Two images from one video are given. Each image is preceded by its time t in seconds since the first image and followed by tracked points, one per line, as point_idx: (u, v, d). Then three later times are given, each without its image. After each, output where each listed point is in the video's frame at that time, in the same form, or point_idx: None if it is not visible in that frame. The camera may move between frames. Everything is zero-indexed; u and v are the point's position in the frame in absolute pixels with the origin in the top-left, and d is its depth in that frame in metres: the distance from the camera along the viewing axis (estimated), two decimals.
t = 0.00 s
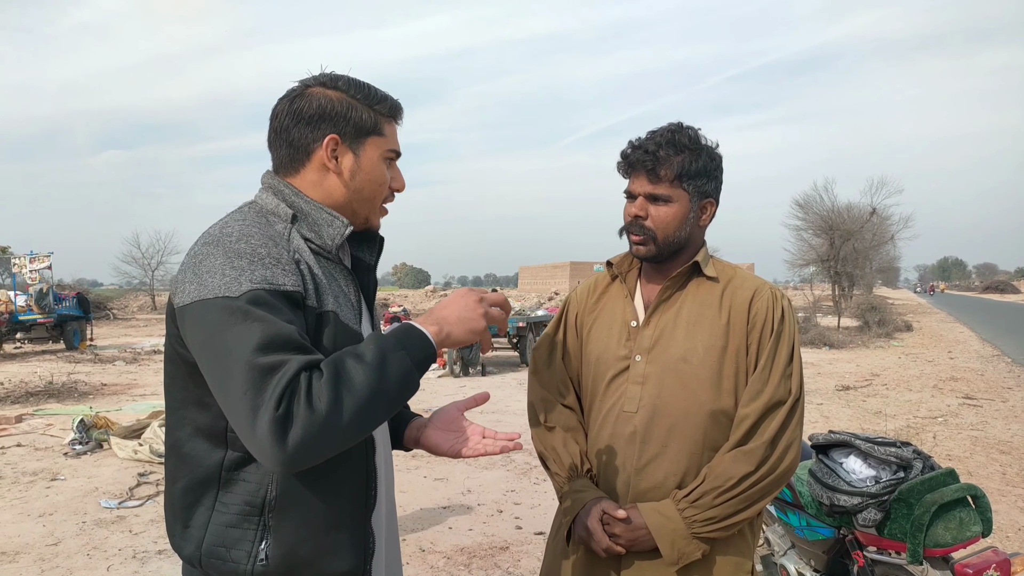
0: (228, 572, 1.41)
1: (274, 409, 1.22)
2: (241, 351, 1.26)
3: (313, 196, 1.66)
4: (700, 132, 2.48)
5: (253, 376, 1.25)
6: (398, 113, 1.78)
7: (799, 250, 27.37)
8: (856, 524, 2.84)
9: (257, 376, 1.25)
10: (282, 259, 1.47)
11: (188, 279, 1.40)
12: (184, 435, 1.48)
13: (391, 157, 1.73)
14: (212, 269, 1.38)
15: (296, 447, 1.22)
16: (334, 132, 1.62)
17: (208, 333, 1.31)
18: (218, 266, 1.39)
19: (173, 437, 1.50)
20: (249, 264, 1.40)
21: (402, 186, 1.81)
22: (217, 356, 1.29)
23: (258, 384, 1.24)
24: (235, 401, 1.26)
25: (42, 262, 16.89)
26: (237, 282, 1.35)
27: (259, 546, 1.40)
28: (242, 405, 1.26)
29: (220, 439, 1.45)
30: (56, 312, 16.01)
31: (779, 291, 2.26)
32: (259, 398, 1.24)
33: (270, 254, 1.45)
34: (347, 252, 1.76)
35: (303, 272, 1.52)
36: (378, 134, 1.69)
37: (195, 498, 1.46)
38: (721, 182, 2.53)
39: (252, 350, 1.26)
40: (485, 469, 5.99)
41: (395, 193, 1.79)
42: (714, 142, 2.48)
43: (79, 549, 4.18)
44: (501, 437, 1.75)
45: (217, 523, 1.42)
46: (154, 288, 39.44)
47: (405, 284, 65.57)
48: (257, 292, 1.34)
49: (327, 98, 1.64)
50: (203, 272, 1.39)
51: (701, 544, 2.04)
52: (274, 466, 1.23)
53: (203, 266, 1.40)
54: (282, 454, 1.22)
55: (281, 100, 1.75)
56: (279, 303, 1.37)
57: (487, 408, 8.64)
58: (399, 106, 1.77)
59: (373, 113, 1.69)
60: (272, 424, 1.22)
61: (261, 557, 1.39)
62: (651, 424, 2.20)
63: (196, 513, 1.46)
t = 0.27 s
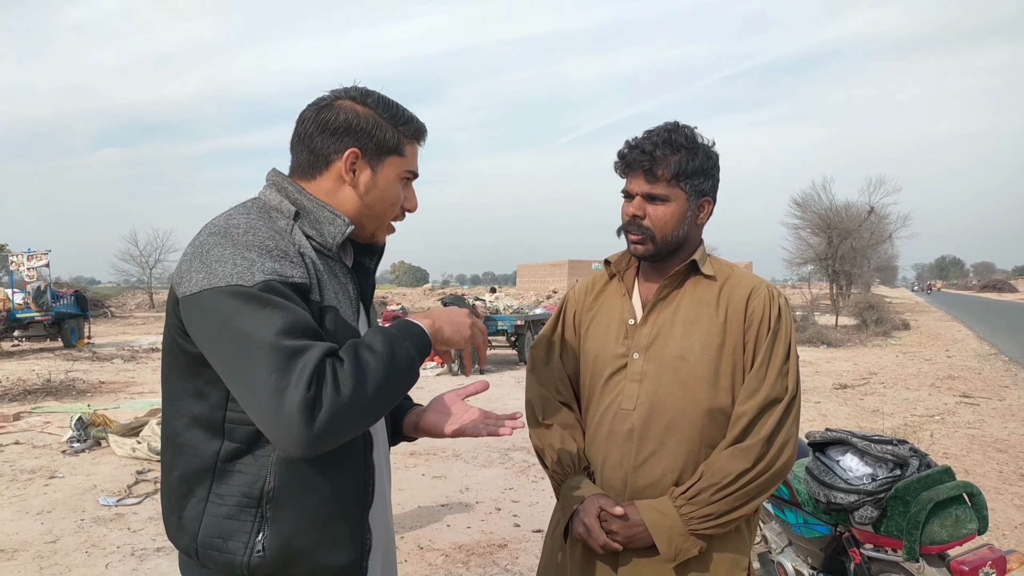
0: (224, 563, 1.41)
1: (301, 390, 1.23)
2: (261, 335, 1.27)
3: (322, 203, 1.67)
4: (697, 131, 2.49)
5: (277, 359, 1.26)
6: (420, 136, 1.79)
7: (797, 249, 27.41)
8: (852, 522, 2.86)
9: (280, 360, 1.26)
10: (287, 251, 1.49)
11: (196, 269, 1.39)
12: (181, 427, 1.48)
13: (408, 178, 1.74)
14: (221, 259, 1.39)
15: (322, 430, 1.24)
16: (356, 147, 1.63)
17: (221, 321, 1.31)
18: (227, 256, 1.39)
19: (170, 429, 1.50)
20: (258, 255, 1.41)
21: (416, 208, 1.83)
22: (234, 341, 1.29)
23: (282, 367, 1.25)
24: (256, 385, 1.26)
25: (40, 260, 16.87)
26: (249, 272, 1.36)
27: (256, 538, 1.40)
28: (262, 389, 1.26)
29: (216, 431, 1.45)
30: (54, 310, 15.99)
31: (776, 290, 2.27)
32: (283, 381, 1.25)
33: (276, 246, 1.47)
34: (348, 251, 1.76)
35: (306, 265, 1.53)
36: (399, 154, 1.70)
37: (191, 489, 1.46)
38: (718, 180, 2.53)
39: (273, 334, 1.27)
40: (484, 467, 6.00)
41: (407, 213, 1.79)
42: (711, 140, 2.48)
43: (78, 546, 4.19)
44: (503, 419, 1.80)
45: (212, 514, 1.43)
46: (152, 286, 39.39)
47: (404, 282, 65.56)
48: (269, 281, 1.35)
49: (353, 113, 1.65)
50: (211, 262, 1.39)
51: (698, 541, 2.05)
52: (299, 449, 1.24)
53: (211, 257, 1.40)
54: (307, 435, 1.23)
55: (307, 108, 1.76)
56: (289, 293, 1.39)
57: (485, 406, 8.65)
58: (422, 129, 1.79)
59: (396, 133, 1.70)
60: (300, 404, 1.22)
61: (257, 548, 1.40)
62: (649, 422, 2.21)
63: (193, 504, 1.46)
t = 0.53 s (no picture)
0: (218, 562, 1.42)
1: (294, 398, 1.24)
2: (262, 339, 1.28)
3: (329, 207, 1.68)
4: (691, 135, 2.50)
5: (274, 366, 1.27)
6: (419, 134, 1.81)
7: (793, 253, 27.50)
8: (847, 526, 2.87)
9: (278, 366, 1.27)
10: (292, 256, 1.49)
11: (200, 267, 1.40)
12: (177, 425, 1.49)
13: (410, 176, 1.75)
14: (226, 259, 1.40)
15: (310, 441, 1.25)
16: (357, 149, 1.65)
17: (223, 319, 1.32)
18: (233, 257, 1.40)
19: (167, 427, 1.51)
20: (263, 257, 1.42)
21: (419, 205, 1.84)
22: (233, 341, 1.30)
23: (278, 374, 1.27)
24: (251, 388, 1.27)
25: (35, 263, 16.83)
26: (253, 274, 1.37)
27: (250, 537, 1.41)
28: (257, 393, 1.27)
29: (212, 429, 1.46)
30: (50, 313, 15.93)
31: (772, 294, 2.28)
32: (278, 388, 1.26)
33: (281, 250, 1.48)
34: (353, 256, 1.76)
35: (310, 269, 1.54)
36: (399, 153, 1.71)
37: (184, 488, 1.47)
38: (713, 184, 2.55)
39: (274, 339, 1.29)
40: (480, 470, 6.00)
41: (412, 212, 1.80)
42: (704, 145, 2.50)
43: (72, 550, 4.17)
44: (492, 431, 1.89)
45: (206, 513, 1.43)
46: (148, 289, 39.28)
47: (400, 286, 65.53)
48: (274, 286, 1.37)
49: (352, 116, 1.67)
50: (216, 261, 1.40)
51: (693, 544, 2.05)
52: (285, 458, 1.24)
53: (217, 256, 1.41)
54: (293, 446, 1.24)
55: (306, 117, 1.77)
56: (292, 299, 1.40)
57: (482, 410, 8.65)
58: (420, 127, 1.80)
59: (396, 132, 1.72)
60: (293, 411, 1.24)
61: (251, 548, 1.40)
62: (646, 425, 2.22)
63: (187, 503, 1.46)
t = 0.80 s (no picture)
0: (212, 559, 1.42)
1: (285, 396, 1.24)
2: (255, 338, 1.28)
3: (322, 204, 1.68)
4: (683, 138, 2.52)
5: (267, 364, 1.27)
6: (409, 130, 1.81)
7: (786, 254, 27.62)
8: (838, 525, 2.89)
9: (270, 365, 1.27)
10: (287, 255, 1.49)
11: (196, 265, 1.41)
12: (172, 422, 1.49)
13: (401, 171, 1.76)
14: (221, 258, 1.40)
15: (301, 440, 1.26)
16: (347, 144, 1.65)
17: (218, 317, 1.32)
18: (228, 255, 1.40)
19: (162, 424, 1.51)
20: (258, 257, 1.42)
21: (412, 200, 1.84)
22: (227, 339, 1.30)
23: (270, 372, 1.27)
24: (243, 386, 1.27)
25: (27, 263, 16.72)
26: (247, 272, 1.37)
27: (244, 534, 1.41)
28: (249, 392, 1.27)
29: (206, 427, 1.46)
30: (41, 313, 15.82)
31: (764, 295, 2.30)
32: (269, 386, 1.26)
33: (277, 249, 1.48)
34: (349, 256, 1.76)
35: (305, 269, 1.54)
36: (390, 149, 1.71)
37: (178, 485, 1.47)
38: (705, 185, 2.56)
39: (267, 338, 1.29)
40: (474, 470, 6.01)
41: (405, 206, 1.81)
42: (696, 147, 2.52)
43: (64, 550, 4.15)
44: (485, 429, 1.90)
45: (200, 510, 1.44)
46: (141, 288, 39.09)
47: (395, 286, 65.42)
48: (268, 285, 1.37)
49: (341, 113, 1.67)
50: (212, 259, 1.40)
51: (685, 542, 2.07)
52: (276, 456, 1.25)
53: (212, 255, 1.41)
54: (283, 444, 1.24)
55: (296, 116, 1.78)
56: (286, 297, 1.40)
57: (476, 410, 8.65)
58: (410, 122, 1.81)
59: (386, 128, 1.72)
60: (284, 409, 1.24)
61: (245, 545, 1.41)
62: (639, 424, 2.23)
63: (180, 501, 1.46)
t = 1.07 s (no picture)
0: (206, 561, 1.42)
1: (272, 403, 1.25)
2: (244, 343, 1.29)
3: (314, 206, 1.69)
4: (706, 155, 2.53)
5: (255, 370, 1.28)
6: (396, 126, 1.82)
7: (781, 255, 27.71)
8: (832, 525, 2.90)
9: (259, 370, 1.28)
10: (279, 259, 1.49)
11: (188, 268, 1.41)
12: (165, 425, 1.49)
13: (390, 168, 1.76)
14: (213, 262, 1.40)
15: (288, 445, 1.26)
16: (334, 144, 1.66)
17: (208, 322, 1.32)
18: (220, 259, 1.41)
19: (155, 426, 1.51)
20: (250, 260, 1.42)
21: (401, 197, 1.85)
22: (217, 344, 1.30)
23: (259, 378, 1.28)
24: (232, 391, 1.28)
25: (20, 263, 16.64)
26: (238, 277, 1.37)
27: (238, 537, 1.42)
28: (238, 397, 1.28)
29: (200, 429, 1.46)
30: (35, 314, 15.76)
31: (753, 294, 2.32)
32: (258, 392, 1.27)
33: (269, 253, 1.48)
34: (342, 257, 1.77)
35: (298, 272, 1.54)
36: (377, 145, 1.72)
37: (172, 487, 1.47)
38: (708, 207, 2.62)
39: (257, 343, 1.29)
40: (469, 471, 6.01)
41: (395, 204, 1.82)
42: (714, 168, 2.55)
43: (58, 552, 4.14)
44: (480, 436, 1.91)
45: (194, 513, 1.44)
46: (135, 289, 38.94)
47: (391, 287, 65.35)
48: (259, 290, 1.37)
49: (327, 113, 1.68)
50: (204, 263, 1.40)
51: (679, 541, 2.08)
52: (262, 460, 1.26)
53: (204, 258, 1.42)
54: (270, 450, 1.25)
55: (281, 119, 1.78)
56: (277, 301, 1.40)
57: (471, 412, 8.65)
58: (397, 119, 1.81)
59: (372, 126, 1.73)
60: (272, 415, 1.25)
61: (239, 548, 1.41)
62: (630, 424, 2.24)
63: (174, 503, 1.46)
